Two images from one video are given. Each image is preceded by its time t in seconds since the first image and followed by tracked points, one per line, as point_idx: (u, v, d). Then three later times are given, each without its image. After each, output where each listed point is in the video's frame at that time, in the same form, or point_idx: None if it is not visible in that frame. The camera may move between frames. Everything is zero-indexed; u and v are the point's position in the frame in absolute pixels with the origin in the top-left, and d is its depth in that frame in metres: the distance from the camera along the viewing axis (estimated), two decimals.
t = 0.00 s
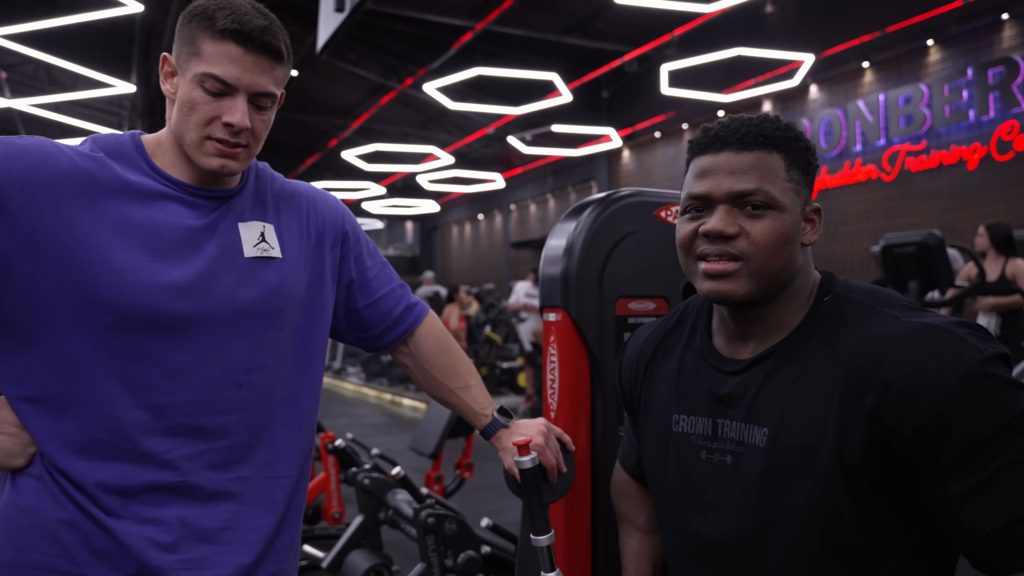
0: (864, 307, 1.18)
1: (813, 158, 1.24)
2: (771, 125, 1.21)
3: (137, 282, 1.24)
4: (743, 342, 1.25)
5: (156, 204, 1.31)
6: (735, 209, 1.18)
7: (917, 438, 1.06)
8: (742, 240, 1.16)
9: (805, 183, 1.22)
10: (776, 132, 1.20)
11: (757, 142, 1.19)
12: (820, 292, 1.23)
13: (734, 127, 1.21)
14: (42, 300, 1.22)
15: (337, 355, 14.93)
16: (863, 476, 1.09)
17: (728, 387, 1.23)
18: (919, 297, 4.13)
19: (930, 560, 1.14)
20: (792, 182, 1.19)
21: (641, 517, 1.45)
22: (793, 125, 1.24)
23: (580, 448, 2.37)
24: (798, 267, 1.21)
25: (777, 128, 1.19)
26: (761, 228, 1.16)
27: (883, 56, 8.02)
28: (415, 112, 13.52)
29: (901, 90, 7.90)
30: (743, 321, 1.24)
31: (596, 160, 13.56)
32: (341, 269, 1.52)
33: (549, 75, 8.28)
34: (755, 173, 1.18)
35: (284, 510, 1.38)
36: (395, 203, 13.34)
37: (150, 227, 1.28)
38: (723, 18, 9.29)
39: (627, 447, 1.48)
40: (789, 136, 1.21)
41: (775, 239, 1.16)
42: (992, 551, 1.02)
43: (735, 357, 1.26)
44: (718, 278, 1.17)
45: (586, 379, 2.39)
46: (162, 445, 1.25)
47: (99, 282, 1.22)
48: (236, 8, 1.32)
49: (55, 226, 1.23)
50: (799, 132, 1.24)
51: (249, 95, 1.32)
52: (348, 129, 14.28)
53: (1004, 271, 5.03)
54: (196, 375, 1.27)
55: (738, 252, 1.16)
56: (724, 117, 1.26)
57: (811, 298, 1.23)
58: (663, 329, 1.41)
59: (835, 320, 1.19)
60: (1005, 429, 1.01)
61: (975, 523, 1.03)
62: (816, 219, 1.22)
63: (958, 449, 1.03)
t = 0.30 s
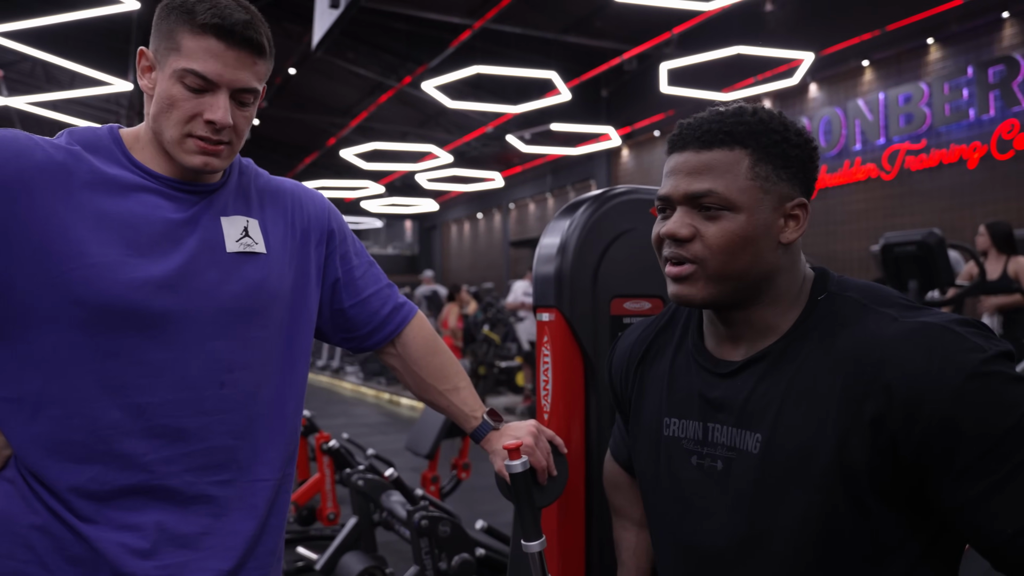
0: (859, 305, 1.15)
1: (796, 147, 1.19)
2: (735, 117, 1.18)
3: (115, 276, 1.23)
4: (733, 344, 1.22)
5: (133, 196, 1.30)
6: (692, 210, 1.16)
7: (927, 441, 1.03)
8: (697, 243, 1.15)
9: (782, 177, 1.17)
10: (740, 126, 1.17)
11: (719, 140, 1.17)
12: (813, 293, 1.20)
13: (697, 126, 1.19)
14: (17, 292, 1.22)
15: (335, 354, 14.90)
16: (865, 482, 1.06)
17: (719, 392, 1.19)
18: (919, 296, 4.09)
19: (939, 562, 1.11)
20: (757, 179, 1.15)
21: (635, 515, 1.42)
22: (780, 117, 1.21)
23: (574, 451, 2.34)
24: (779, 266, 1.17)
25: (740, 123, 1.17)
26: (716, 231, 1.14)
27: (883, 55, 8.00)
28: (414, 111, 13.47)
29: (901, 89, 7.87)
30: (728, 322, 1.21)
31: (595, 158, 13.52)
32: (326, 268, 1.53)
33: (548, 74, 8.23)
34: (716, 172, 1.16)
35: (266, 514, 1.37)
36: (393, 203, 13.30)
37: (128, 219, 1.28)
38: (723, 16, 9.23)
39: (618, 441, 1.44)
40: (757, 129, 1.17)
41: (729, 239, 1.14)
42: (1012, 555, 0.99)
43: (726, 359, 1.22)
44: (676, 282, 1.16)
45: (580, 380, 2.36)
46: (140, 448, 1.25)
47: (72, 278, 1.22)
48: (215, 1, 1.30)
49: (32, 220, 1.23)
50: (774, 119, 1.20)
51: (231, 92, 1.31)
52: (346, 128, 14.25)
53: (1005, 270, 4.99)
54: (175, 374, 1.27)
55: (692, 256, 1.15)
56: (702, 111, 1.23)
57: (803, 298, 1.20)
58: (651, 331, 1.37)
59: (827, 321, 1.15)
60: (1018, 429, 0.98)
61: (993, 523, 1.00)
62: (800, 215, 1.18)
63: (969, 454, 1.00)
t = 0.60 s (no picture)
0: (855, 309, 1.14)
1: (791, 142, 1.18)
2: (731, 111, 1.17)
3: (97, 274, 1.26)
4: (726, 344, 1.21)
5: (115, 193, 1.32)
6: (688, 204, 1.15)
7: (912, 453, 1.02)
8: (693, 237, 1.14)
9: (778, 172, 1.16)
10: (735, 119, 1.16)
11: (714, 133, 1.16)
12: (810, 294, 1.18)
13: (692, 120, 1.18)
14: None
15: (331, 354, 14.89)
16: (852, 491, 1.05)
17: (712, 394, 1.18)
18: (914, 293, 4.09)
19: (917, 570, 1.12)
20: (752, 172, 1.14)
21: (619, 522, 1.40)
22: (775, 110, 1.20)
23: (566, 451, 2.33)
24: (771, 261, 1.16)
25: (736, 116, 1.15)
26: (712, 224, 1.13)
27: (879, 52, 8.00)
28: (409, 110, 13.45)
29: (896, 87, 7.86)
30: (722, 321, 1.20)
31: (591, 157, 13.52)
32: (313, 267, 1.54)
33: (544, 72, 8.21)
34: (712, 165, 1.15)
35: (253, 515, 1.40)
36: (389, 202, 13.29)
37: (110, 216, 1.30)
38: (719, 13, 9.21)
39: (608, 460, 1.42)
40: (752, 123, 1.16)
41: (726, 233, 1.12)
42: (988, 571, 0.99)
43: (719, 360, 1.21)
44: (671, 276, 1.14)
45: (571, 380, 2.35)
46: (123, 449, 1.27)
47: (53, 275, 1.24)
48: None
49: (14, 219, 1.25)
50: (771, 114, 1.19)
51: (224, 88, 1.35)
52: (341, 127, 14.23)
53: (1000, 268, 4.99)
54: (160, 374, 1.29)
55: (687, 250, 1.13)
56: (695, 106, 1.22)
57: (800, 299, 1.19)
58: (645, 331, 1.35)
59: (824, 321, 1.14)
60: (1006, 441, 0.98)
61: (968, 544, 1.00)
62: (795, 210, 1.17)
63: (956, 465, 1.00)
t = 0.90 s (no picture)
0: (866, 310, 1.14)
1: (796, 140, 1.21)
2: (748, 106, 1.18)
3: (90, 283, 1.27)
4: (739, 342, 1.21)
5: (110, 203, 1.33)
6: (715, 194, 1.15)
7: (902, 451, 1.02)
8: (724, 226, 1.13)
9: (788, 165, 1.18)
10: (753, 114, 1.17)
11: (734, 125, 1.17)
12: (823, 293, 1.19)
13: (711, 112, 1.18)
14: None
15: (331, 355, 14.91)
16: (851, 482, 1.05)
17: (726, 390, 1.19)
18: (911, 286, 4.09)
19: None
20: (774, 163, 1.16)
21: (618, 526, 1.38)
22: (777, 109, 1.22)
23: (564, 450, 2.33)
24: (788, 254, 1.17)
25: (755, 110, 1.16)
26: (743, 212, 1.13)
27: (874, 46, 7.99)
28: (406, 110, 13.44)
29: (891, 79, 7.86)
30: (733, 316, 1.20)
31: (588, 154, 13.52)
32: (308, 270, 1.55)
33: (540, 70, 8.19)
34: (735, 155, 1.15)
35: (251, 519, 1.41)
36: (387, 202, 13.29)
37: (103, 225, 1.31)
38: (713, 8, 9.20)
39: (599, 486, 1.40)
40: (768, 117, 1.18)
41: (759, 221, 1.13)
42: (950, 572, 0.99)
43: (731, 357, 1.22)
44: (707, 266, 1.13)
45: (569, 379, 2.35)
46: (119, 456, 1.28)
47: (47, 286, 1.25)
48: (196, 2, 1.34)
49: (8, 231, 1.26)
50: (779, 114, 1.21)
51: (226, 88, 1.36)
52: (338, 129, 14.23)
53: (1002, 259, 4.99)
54: (156, 382, 1.30)
55: (720, 239, 1.13)
56: (702, 101, 1.22)
57: (812, 298, 1.20)
58: (656, 334, 1.35)
59: (834, 321, 1.15)
60: (1000, 443, 0.97)
61: (921, 542, 1.01)
62: (803, 202, 1.20)
63: (934, 459, 1.00)
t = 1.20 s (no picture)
0: (860, 308, 1.16)
1: (802, 146, 1.22)
2: (754, 111, 1.20)
3: (87, 283, 1.28)
4: (738, 341, 1.22)
5: (107, 205, 1.34)
6: (715, 194, 1.17)
7: (881, 443, 1.04)
8: (722, 225, 1.15)
9: (793, 171, 1.20)
10: (760, 118, 1.19)
11: (739, 127, 1.18)
12: (819, 292, 1.21)
13: (718, 115, 1.20)
14: None
15: (330, 355, 14.92)
16: (837, 474, 1.07)
17: (723, 388, 1.20)
18: (909, 284, 4.09)
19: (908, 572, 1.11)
20: (776, 168, 1.17)
21: (612, 527, 1.39)
22: (784, 116, 1.24)
23: (561, 449, 2.35)
24: (785, 257, 1.18)
25: (761, 115, 1.18)
26: (741, 214, 1.14)
27: (872, 44, 8.00)
28: (404, 110, 13.44)
29: (890, 78, 7.87)
30: (729, 315, 1.21)
31: (587, 154, 13.53)
32: (304, 271, 1.56)
33: (539, 70, 8.19)
34: (736, 158, 1.17)
35: (249, 518, 1.42)
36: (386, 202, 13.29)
37: (99, 226, 1.32)
38: (712, 7, 9.22)
39: (589, 486, 1.40)
40: (773, 122, 1.19)
41: (755, 223, 1.14)
42: (908, 558, 1.00)
43: (730, 357, 1.23)
44: (700, 265, 1.15)
45: (566, 378, 2.36)
46: (118, 456, 1.29)
47: (44, 286, 1.26)
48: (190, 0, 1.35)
49: (4, 233, 1.27)
50: (787, 121, 1.23)
51: (223, 85, 1.38)
52: (336, 128, 14.23)
53: (1002, 253, 5.02)
54: (152, 382, 1.31)
55: (717, 237, 1.14)
56: (710, 105, 1.24)
57: (808, 296, 1.21)
58: (656, 336, 1.37)
59: (828, 319, 1.16)
60: (973, 434, 0.99)
61: (877, 525, 1.03)
62: (805, 208, 1.20)
63: (911, 451, 1.01)
